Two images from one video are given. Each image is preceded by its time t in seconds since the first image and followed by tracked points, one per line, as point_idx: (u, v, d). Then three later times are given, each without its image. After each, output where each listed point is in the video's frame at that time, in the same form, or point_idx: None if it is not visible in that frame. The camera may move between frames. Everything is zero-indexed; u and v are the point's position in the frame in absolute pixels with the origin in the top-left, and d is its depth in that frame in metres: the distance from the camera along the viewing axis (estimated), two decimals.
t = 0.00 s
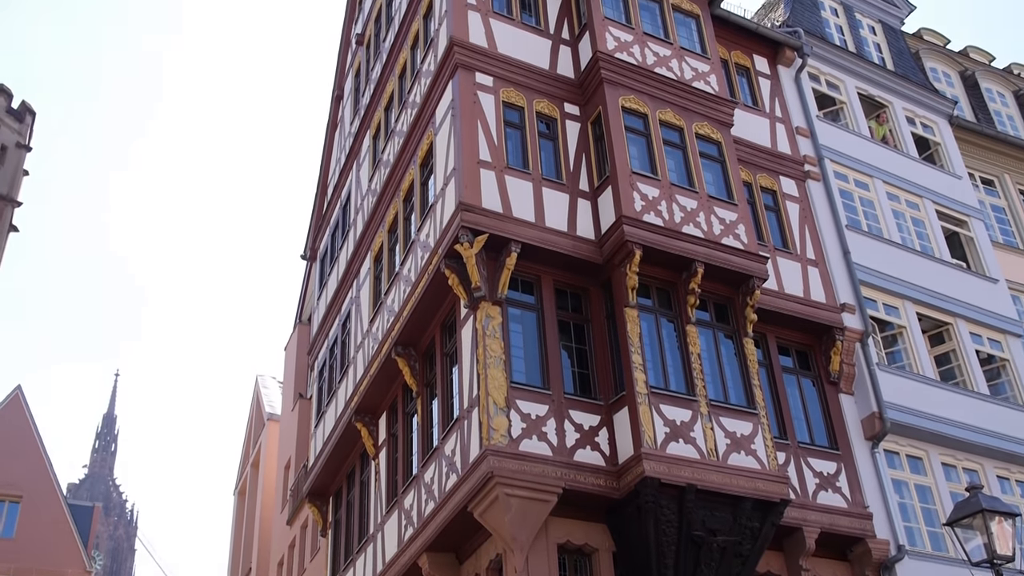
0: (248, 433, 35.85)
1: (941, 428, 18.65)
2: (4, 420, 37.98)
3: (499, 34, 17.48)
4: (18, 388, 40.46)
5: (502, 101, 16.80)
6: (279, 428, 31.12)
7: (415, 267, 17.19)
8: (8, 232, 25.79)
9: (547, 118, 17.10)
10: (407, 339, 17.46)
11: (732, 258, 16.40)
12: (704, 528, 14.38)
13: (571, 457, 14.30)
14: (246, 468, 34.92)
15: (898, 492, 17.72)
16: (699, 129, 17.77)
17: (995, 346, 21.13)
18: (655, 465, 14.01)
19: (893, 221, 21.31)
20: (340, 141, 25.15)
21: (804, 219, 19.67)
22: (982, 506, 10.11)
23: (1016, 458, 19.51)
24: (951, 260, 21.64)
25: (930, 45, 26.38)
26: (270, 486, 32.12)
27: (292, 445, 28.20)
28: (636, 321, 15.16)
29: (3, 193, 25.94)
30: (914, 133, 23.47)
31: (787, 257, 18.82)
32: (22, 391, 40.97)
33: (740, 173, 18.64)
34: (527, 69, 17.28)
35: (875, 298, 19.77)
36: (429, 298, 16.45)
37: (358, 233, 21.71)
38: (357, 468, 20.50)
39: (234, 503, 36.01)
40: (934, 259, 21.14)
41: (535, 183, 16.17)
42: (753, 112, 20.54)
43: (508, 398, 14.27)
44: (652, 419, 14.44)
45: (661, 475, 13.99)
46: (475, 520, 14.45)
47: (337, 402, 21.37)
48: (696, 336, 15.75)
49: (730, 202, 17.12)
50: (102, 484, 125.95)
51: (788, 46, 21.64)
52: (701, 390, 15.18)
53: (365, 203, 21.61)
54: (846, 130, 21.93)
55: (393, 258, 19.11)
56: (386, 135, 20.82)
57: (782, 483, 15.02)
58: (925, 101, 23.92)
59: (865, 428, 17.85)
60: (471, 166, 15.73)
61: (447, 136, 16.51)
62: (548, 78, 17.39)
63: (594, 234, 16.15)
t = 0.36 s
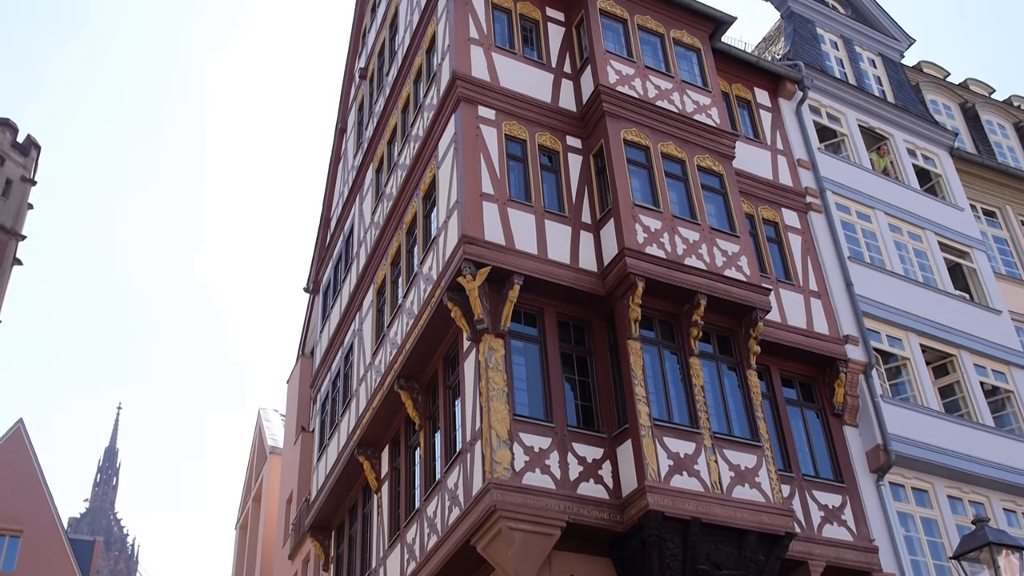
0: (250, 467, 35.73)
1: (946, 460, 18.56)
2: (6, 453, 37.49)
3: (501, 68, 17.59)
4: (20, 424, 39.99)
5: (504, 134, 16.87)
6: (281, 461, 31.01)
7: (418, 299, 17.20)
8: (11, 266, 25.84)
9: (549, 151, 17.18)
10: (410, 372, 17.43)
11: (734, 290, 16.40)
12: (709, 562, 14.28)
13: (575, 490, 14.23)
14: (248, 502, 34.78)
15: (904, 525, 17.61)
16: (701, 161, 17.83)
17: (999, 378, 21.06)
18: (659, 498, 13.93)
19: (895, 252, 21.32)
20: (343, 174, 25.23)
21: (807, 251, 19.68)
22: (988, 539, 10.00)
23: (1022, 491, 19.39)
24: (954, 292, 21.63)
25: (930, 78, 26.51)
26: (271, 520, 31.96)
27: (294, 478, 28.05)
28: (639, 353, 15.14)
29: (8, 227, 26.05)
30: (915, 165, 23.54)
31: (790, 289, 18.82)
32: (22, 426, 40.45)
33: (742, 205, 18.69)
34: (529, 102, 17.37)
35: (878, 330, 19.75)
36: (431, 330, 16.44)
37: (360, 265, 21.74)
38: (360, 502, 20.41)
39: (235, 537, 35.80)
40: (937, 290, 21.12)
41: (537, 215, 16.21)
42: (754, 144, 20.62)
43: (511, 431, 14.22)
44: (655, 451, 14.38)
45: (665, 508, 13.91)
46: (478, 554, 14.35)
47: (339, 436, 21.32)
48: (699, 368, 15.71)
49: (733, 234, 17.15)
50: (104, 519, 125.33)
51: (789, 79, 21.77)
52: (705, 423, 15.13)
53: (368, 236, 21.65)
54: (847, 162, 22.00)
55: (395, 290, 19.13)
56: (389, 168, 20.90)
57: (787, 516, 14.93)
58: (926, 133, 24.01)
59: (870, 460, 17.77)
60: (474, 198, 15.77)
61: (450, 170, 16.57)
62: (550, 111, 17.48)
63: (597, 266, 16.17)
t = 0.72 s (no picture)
0: (248, 495, 35.56)
1: (947, 488, 18.50)
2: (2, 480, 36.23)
3: (501, 97, 17.69)
4: (18, 451, 39.60)
5: (504, 162, 16.94)
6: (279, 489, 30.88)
7: (418, 326, 17.19)
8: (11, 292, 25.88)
9: (548, 179, 17.25)
10: (409, 400, 17.40)
11: (733, 318, 16.41)
12: None
13: (574, 518, 14.18)
14: (245, 531, 34.61)
15: (905, 555, 17.54)
16: (700, 189, 17.89)
17: (999, 407, 21.03)
18: (659, 527, 13.88)
19: (894, 281, 21.34)
20: (343, 201, 25.29)
21: (806, 279, 19.71)
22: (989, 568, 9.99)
23: None
24: (953, 320, 21.63)
25: (928, 107, 26.64)
26: (269, 549, 31.77)
27: (293, 507, 27.91)
28: (638, 381, 15.13)
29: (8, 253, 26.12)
30: (914, 193, 23.61)
31: (789, 317, 18.83)
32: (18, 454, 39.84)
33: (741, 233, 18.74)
34: (529, 131, 17.45)
35: (877, 358, 19.73)
36: (430, 358, 16.44)
37: (360, 293, 21.76)
38: (358, 530, 20.31)
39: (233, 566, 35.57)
40: (937, 319, 21.13)
41: (536, 243, 16.24)
42: (753, 173, 20.70)
43: (510, 459, 14.17)
44: (655, 480, 14.33)
45: (665, 537, 13.86)
46: None
47: (338, 463, 21.26)
48: (698, 396, 15.69)
49: (732, 262, 17.18)
50: (100, 547, 124.57)
51: (787, 108, 21.89)
52: (705, 451, 15.09)
53: (368, 263, 21.68)
54: (846, 191, 22.08)
55: (395, 318, 19.13)
56: (389, 196, 20.96)
57: (788, 545, 14.87)
58: (924, 162, 24.10)
59: (870, 489, 17.71)
60: (473, 226, 15.81)
61: (450, 198, 16.62)
62: (550, 140, 17.56)
63: (596, 294, 16.19)
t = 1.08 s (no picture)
0: (244, 515, 35.42)
1: (947, 510, 18.47)
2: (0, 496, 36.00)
3: (500, 119, 17.75)
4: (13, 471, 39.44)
5: (502, 183, 16.98)
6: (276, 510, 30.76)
7: (416, 347, 17.18)
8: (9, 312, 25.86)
9: (547, 200, 17.29)
10: (406, 420, 17.38)
11: (732, 338, 16.41)
12: None
13: (572, 539, 14.13)
14: (241, 552, 34.45)
15: None
16: (697, 210, 17.93)
17: (997, 428, 21.01)
18: (657, 548, 13.84)
19: (892, 302, 21.36)
20: (342, 221, 25.32)
21: (803, 300, 19.73)
22: None
23: None
24: (951, 341, 21.64)
25: (924, 129, 26.76)
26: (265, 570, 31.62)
27: (289, 528, 27.81)
28: (636, 402, 15.11)
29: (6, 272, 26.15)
30: (911, 215, 23.67)
31: (787, 338, 18.83)
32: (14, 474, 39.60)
33: (739, 254, 18.77)
34: (527, 152, 17.51)
35: (876, 379, 19.73)
36: (428, 379, 16.43)
37: (358, 313, 21.76)
38: (354, 551, 20.24)
39: None
40: (934, 339, 21.14)
41: (534, 264, 16.26)
42: (750, 194, 20.76)
43: (508, 479, 14.13)
44: (653, 501, 14.29)
45: (664, 559, 13.81)
46: None
47: (335, 484, 21.21)
48: (697, 417, 15.66)
49: (730, 283, 17.19)
50: (95, 568, 123.90)
51: (784, 130, 21.98)
52: (703, 472, 15.05)
53: (366, 284, 21.70)
54: (843, 212, 22.13)
55: (393, 338, 19.13)
56: (387, 217, 21.00)
57: (786, 567, 14.82)
58: (921, 184, 24.18)
59: (869, 511, 17.67)
60: (472, 247, 15.83)
61: (448, 218, 16.64)
62: (548, 161, 17.62)
63: (594, 314, 16.20)
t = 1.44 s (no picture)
0: (243, 542, 35.25)
1: (949, 538, 18.39)
2: None
3: (500, 145, 17.81)
4: (11, 498, 39.27)
5: (502, 209, 17.01)
6: (275, 537, 30.62)
7: (416, 373, 17.15)
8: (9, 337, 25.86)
9: (547, 226, 17.31)
10: (406, 447, 17.33)
11: (732, 365, 16.38)
12: None
13: (573, 567, 14.04)
14: None
15: None
16: (697, 237, 17.96)
17: (999, 455, 20.92)
18: None
19: (892, 328, 21.35)
20: (342, 247, 25.36)
21: (803, 326, 19.72)
22: None
23: None
24: (952, 367, 21.60)
25: (923, 156, 26.84)
26: None
27: (288, 555, 27.65)
28: (637, 428, 15.07)
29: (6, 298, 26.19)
30: (910, 241, 23.70)
31: (787, 364, 18.81)
32: (12, 501, 39.37)
33: (739, 280, 18.79)
34: (527, 178, 17.56)
35: (876, 406, 19.69)
36: (428, 405, 16.40)
37: (358, 339, 21.75)
38: None
39: None
40: (935, 366, 21.11)
41: (535, 290, 16.27)
42: (750, 221, 20.80)
43: (507, 506, 14.06)
44: (654, 528, 14.21)
45: None
46: None
47: (334, 511, 21.12)
48: (697, 444, 15.62)
49: (730, 309, 17.19)
50: None
51: (784, 156, 22.05)
52: (704, 499, 14.99)
53: (366, 309, 21.71)
54: (843, 238, 22.16)
55: (393, 363, 19.10)
56: (388, 242, 21.03)
57: None
58: (920, 210, 24.22)
59: (871, 538, 17.60)
60: (472, 273, 15.84)
61: (448, 245, 16.65)
62: (548, 187, 17.67)
63: (594, 340, 16.19)
